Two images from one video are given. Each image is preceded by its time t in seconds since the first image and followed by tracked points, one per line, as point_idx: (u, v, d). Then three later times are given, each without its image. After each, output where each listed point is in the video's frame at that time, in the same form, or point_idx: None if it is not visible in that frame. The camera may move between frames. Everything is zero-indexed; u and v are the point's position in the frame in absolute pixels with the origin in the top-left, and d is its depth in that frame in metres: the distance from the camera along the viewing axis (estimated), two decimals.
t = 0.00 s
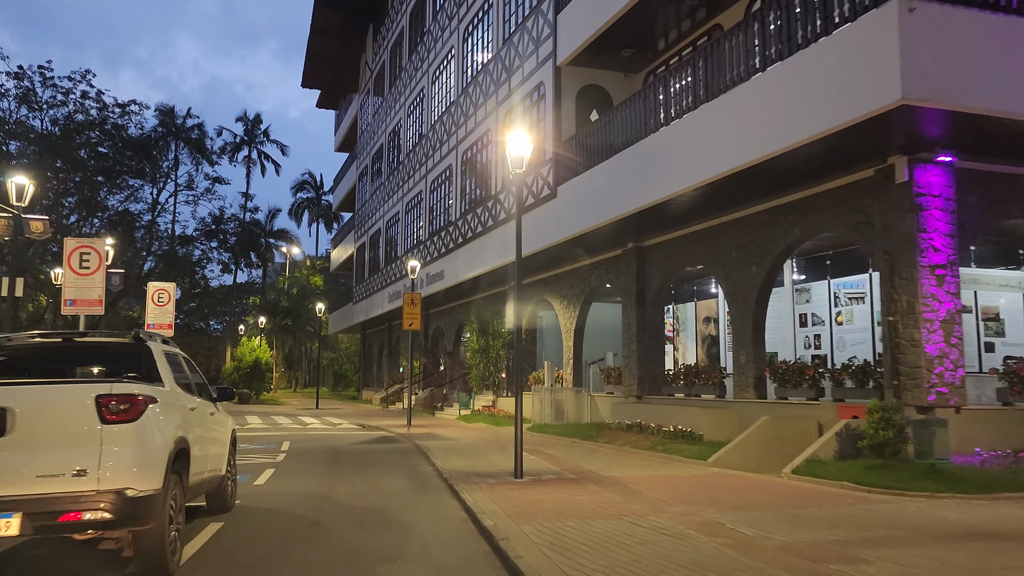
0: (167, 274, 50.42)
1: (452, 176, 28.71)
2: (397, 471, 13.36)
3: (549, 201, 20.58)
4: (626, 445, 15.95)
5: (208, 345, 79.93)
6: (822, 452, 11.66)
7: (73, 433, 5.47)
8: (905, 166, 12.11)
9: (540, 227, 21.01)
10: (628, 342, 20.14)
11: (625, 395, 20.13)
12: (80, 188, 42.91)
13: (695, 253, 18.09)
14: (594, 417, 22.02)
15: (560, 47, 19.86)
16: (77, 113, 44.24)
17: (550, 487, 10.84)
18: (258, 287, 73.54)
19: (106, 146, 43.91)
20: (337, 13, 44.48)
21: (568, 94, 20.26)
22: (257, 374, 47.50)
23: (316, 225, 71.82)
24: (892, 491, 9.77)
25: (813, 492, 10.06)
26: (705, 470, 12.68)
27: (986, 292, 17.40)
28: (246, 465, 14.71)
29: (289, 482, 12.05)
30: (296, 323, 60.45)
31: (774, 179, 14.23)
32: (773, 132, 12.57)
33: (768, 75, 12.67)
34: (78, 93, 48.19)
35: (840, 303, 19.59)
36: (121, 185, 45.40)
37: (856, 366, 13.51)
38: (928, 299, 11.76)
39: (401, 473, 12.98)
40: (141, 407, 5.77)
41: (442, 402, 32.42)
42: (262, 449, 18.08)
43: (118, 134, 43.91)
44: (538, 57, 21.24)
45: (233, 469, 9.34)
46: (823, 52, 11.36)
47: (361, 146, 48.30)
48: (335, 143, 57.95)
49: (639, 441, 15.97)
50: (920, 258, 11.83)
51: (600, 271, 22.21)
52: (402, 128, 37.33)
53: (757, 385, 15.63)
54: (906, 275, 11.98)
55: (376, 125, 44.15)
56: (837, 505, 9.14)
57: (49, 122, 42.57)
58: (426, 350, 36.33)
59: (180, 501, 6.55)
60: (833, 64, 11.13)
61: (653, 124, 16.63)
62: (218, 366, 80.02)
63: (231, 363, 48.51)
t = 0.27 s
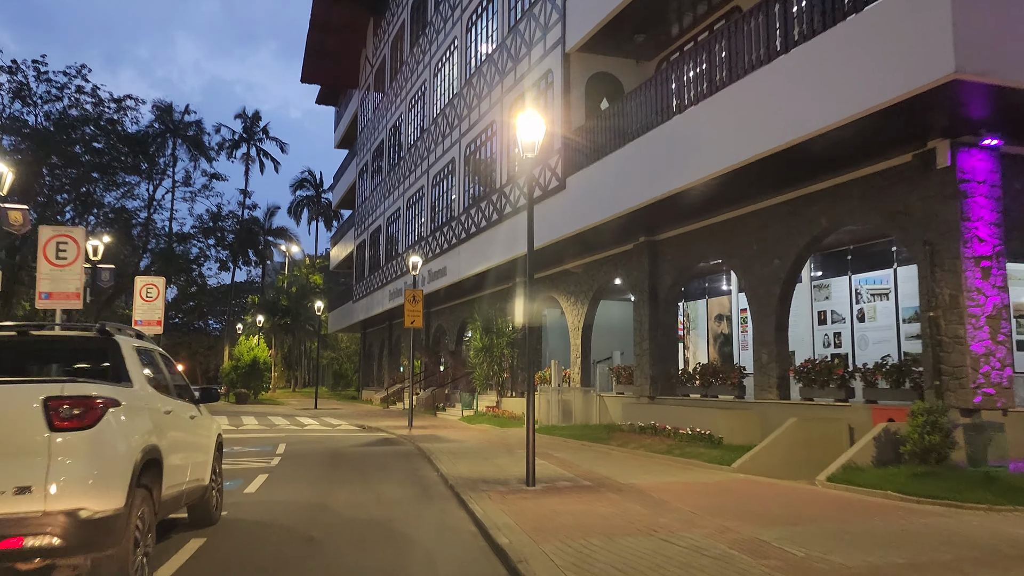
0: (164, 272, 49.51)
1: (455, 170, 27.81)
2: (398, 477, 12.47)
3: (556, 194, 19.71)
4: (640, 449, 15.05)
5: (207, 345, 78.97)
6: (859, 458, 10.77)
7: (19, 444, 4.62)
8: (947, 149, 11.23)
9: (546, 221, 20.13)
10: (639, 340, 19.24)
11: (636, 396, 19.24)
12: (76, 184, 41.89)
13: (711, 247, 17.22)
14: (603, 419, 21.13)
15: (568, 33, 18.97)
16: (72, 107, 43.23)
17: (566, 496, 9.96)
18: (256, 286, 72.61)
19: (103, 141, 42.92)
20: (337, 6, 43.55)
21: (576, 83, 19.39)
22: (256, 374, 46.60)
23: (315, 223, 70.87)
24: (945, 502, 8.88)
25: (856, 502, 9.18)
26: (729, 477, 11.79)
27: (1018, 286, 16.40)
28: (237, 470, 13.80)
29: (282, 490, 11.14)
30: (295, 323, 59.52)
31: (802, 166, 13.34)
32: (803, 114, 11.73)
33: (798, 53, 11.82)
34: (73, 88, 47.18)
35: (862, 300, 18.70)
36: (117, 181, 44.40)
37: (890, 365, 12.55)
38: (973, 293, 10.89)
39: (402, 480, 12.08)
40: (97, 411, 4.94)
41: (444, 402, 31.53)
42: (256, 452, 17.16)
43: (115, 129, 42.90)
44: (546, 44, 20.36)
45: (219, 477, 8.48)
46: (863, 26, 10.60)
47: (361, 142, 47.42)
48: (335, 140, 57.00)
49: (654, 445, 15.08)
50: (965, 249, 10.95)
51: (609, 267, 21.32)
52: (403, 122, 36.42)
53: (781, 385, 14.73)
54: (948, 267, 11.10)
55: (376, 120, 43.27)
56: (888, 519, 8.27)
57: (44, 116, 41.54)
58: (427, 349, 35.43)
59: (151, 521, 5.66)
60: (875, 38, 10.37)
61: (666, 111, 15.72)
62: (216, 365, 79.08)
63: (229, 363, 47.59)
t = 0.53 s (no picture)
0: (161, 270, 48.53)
1: (458, 163, 26.93)
2: (399, 485, 11.55)
3: (562, 186, 18.88)
4: (657, 454, 14.14)
5: (205, 345, 77.98)
6: (902, 465, 9.91)
7: None
8: (996, 130, 10.37)
9: (553, 215, 19.27)
10: (652, 338, 18.35)
11: (649, 397, 18.35)
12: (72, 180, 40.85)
13: (729, 240, 16.34)
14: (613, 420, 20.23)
15: (578, 16, 18.09)
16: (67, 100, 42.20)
17: (585, 508, 9.08)
18: (255, 285, 71.65)
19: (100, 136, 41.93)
20: None
21: (585, 69, 18.52)
22: (254, 374, 45.68)
23: (315, 221, 69.93)
24: (1008, 516, 8.01)
25: (909, 516, 8.30)
26: (758, 485, 10.87)
27: None
28: (228, 477, 12.89)
29: (275, 500, 10.25)
30: (294, 322, 58.60)
31: (831, 152, 12.47)
32: (835, 95, 10.91)
33: (828, 29, 10.99)
34: (68, 82, 46.16)
35: (886, 296, 17.83)
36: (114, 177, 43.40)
37: (929, 365, 11.68)
38: None
39: (404, 489, 11.16)
40: (40, 418, 4.10)
41: (446, 403, 30.64)
42: (250, 456, 16.21)
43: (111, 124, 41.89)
44: (554, 29, 19.48)
45: (201, 487, 7.59)
46: None
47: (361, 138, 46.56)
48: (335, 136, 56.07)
49: (672, 450, 14.17)
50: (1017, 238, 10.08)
51: (619, 262, 20.43)
52: (404, 116, 35.52)
53: (806, 386, 13.86)
54: (997, 258, 10.24)
55: (376, 115, 42.41)
56: (949, 536, 7.39)
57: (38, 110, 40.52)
58: (428, 349, 34.50)
59: (111, 547, 4.80)
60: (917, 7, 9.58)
61: (680, 97, 14.83)
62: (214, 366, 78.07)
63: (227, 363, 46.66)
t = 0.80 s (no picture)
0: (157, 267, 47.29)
1: (461, 155, 26.07)
2: (402, 492, 10.70)
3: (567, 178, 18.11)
4: (676, 457, 13.29)
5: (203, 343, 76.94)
6: (952, 472, 9.08)
7: None
8: None
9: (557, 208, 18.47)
10: (666, 335, 17.50)
11: (662, 397, 17.51)
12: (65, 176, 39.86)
13: (748, 231, 15.50)
14: (625, 421, 19.40)
15: None
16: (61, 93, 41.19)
17: (608, 519, 8.24)
18: (253, 282, 70.68)
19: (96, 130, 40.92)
20: None
21: (595, 53, 17.66)
22: (252, 372, 44.75)
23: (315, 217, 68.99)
24: None
25: (971, 530, 7.49)
26: (791, 493, 10.02)
27: None
28: (219, 483, 12.02)
29: (267, 511, 9.39)
30: (293, 320, 57.70)
31: (865, 135, 11.64)
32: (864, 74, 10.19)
33: (856, 3, 10.24)
34: (62, 75, 45.16)
35: (912, 291, 17.00)
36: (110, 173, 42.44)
37: (974, 363, 10.85)
38: None
39: (408, 497, 10.31)
40: None
41: (448, 403, 29.79)
42: (244, 460, 15.34)
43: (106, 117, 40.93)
44: (563, 11, 18.62)
45: (180, 499, 6.74)
46: None
47: (361, 132, 45.67)
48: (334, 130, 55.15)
49: (691, 453, 13.32)
50: None
51: (629, 256, 19.60)
52: (404, 109, 34.64)
53: (835, 385, 13.02)
54: None
55: (376, 109, 41.56)
56: None
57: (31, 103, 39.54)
58: (430, 347, 33.61)
59: None
60: None
61: (694, 82, 14.04)
62: (212, 364, 77.10)
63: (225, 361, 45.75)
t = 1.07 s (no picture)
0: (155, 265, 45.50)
1: (464, 147, 25.27)
2: (406, 500, 9.86)
3: (571, 169, 17.37)
4: (696, 461, 12.46)
5: (201, 341, 76.04)
6: (1009, 479, 8.28)
7: None
8: None
9: (561, 201, 17.72)
10: (681, 331, 16.69)
11: (677, 396, 16.69)
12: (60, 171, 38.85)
13: (769, 221, 14.69)
14: (636, 422, 18.59)
15: None
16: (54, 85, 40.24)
17: (635, 532, 7.44)
18: (252, 280, 69.73)
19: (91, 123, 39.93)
20: None
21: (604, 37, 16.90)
22: (250, 371, 43.83)
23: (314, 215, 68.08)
24: None
25: None
26: (829, 502, 9.20)
27: None
28: (209, 489, 11.19)
29: (258, 522, 8.56)
30: (292, 318, 56.81)
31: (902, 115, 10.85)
32: (889, 54, 9.56)
33: None
34: (56, 67, 44.22)
35: (939, 285, 16.19)
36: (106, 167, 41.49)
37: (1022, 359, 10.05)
38: None
39: (412, 506, 9.49)
40: None
41: (451, 402, 28.96)
42: (238, 462, 14.50)
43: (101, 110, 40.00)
44: None
45: (153, 512, 5.96)
46: None
47: (361, 126, 44.74)
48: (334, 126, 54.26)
49: (713, 457, 12.51)
50: None
51: (639, 250, 18.77)
52: (405, 101, 33.76)
53: (866, 384, 12.21)
54: None
55: (376, 102, 40.71)
56: None
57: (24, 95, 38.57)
58: (432, 345, 32.76)
59: None
60: None
61: (708, 67, 13.37)
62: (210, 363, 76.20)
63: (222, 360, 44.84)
